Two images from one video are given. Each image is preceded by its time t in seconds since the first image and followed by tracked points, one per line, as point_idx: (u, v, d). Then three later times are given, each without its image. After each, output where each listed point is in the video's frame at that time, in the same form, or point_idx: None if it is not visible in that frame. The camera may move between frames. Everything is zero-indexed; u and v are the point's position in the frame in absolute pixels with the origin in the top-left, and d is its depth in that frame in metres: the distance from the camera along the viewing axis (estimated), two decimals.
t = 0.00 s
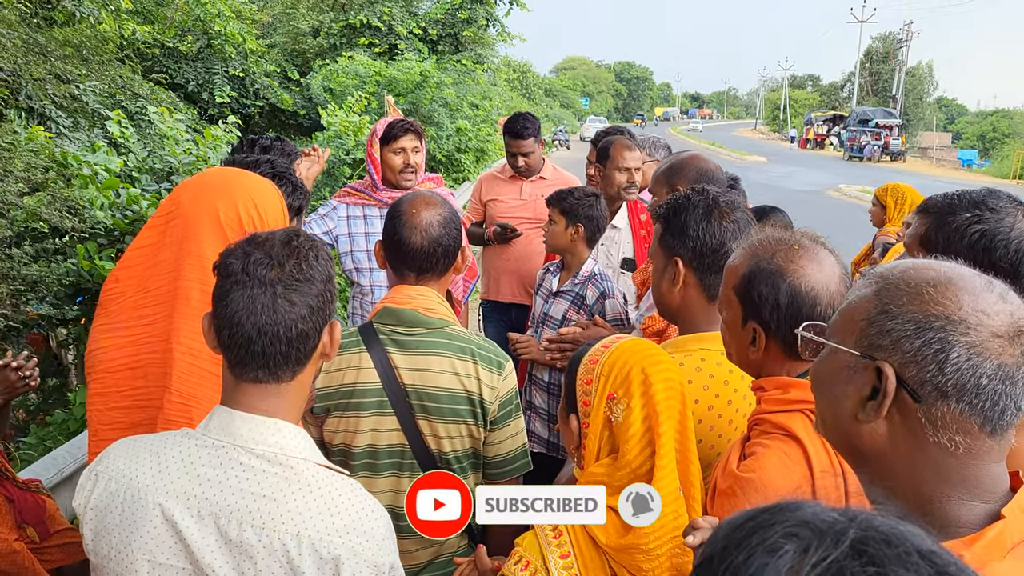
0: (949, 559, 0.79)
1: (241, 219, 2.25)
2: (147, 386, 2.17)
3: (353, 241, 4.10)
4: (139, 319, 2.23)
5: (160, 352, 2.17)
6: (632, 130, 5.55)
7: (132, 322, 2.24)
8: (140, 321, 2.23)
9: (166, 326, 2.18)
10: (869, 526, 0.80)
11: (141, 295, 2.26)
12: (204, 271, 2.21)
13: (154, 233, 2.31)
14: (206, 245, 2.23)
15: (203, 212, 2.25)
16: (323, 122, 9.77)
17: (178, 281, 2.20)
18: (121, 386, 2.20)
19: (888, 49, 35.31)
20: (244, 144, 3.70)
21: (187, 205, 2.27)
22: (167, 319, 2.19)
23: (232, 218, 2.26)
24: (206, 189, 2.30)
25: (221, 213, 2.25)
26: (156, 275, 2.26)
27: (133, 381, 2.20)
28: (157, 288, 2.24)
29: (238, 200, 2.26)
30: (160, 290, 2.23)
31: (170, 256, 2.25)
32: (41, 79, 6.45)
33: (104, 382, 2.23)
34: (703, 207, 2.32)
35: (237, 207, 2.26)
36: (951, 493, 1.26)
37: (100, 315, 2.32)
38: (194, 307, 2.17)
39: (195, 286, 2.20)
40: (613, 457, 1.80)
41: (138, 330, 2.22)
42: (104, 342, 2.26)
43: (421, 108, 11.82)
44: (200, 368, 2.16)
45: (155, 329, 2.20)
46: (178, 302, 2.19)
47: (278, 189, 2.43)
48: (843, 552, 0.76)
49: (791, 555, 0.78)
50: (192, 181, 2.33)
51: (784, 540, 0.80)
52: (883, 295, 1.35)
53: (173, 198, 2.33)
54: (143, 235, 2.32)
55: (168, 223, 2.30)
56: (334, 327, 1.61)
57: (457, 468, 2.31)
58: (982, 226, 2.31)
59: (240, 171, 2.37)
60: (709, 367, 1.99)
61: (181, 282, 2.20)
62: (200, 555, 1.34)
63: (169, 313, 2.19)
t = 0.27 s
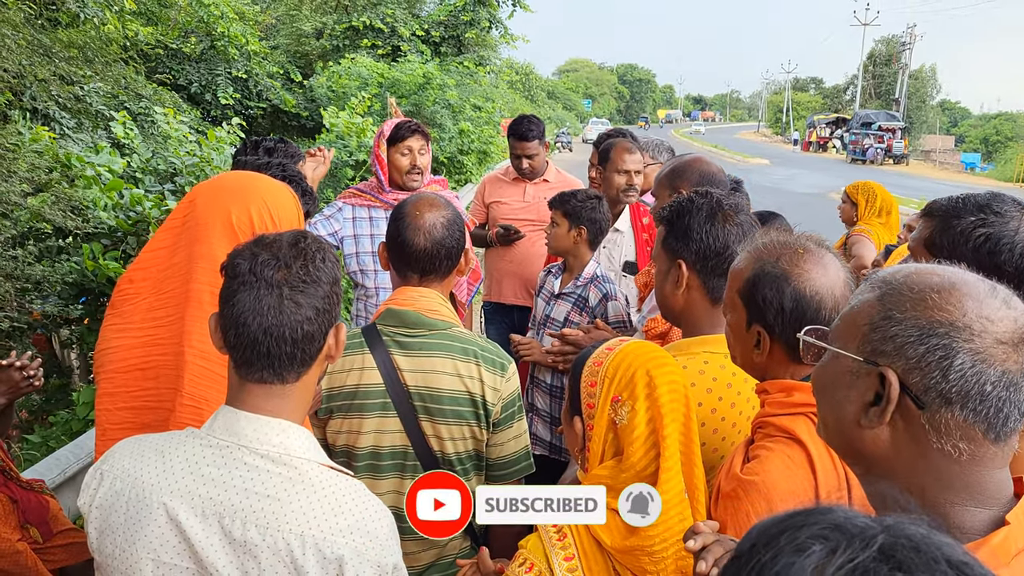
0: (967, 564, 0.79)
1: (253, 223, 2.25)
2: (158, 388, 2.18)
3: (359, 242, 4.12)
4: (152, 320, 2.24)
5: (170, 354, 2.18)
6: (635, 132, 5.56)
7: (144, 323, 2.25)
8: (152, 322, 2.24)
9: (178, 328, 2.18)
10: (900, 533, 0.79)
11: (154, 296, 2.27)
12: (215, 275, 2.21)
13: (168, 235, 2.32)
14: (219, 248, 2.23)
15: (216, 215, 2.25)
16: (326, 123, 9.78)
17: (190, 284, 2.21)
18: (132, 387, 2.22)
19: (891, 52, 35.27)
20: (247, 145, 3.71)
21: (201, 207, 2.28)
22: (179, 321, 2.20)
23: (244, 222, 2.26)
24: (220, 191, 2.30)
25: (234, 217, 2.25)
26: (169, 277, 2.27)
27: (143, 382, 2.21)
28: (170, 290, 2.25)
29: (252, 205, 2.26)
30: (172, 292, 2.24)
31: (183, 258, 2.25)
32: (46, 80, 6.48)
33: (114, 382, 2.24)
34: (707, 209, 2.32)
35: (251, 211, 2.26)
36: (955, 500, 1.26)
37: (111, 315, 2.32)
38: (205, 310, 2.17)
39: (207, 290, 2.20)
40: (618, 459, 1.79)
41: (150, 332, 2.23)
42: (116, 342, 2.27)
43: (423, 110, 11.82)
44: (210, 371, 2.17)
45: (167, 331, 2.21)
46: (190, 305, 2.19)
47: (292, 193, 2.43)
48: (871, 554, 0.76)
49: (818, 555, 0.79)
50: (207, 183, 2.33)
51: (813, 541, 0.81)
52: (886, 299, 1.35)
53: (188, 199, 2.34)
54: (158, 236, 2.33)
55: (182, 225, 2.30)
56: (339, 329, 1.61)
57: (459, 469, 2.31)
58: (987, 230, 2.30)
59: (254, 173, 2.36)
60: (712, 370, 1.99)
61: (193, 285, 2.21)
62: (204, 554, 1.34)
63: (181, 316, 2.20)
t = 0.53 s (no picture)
0: (976, 573, 0.78)
1: (261, 227, 2.25)
2: (162, 389, 2.18)
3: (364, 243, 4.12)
4: (157, 321, 2.24)
5: (175, 356, 2.18)
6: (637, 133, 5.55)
7: (150, 323, 2.25)
8: (157, 323, 2.24)
9: (183, 330, 2.18)
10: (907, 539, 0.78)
11: (161, 297, 2.27)
12: (222, 277, 2.21)
13: (177, 236, 2.32)
14: (227, 251, 2.22)
15: (224, 217, 2.25)
16: (328, 124, 9.78)
17: (197, 286, 2.20)
18: (136, 388, 2.21)
19: (895, 53, 35.21)
20: (248, 145, 3.69)
21: (209, 209, 2.27)
22: (184, 323, 2.19)
23: (252, 225, 2.25)
24: (229, 194, 2.30)
25: (241, 219, 2.25)
26: (176, 279, 2.26)
27: (147, 383, 2.20)
28: (177, 292, 2.24)
29: (261, 208, 2.26)
30: (178, 294, 2.24)
31: (190, 259, 2.25)
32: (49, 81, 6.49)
33: (118, 382, 2.24)
34: (711, 211, 2.31)
35: (259, 214, 2.26)
36: (964, 507, 1.24)
37: (117, 314, 2.32)
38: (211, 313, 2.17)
39: (213, 292, 2.20)
40: (621, 463, 1.79)
41: (155, 333, 2.23)
42: (120, 343, 2.26)
43: (425, 111, 11.81)
44: (215, 374, 2.16)
45: (172, 333, 2.20)
46: (196, 307, 2.19)
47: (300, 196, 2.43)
48: (864, 554, 0.75)
49: (808, 550, 0.78)
50: (216, 186, 2.33)
51: (807, 535, 0.80)
52: (894, 305, 1.35)
53: (197, 201, 2.34)
54: (166, 237, 2.33)
55: (190, 227, 2.30)
56: (343, 332, 1.61)
57: (460, 471, 2.31)
58: (991, 233, 2.29)
59: (263, 177, 2.37)
60: (715, 373, 1.98)
61: (199, 287, 2.20)
62: (204, 555, 1.34)
63: (187, 318, 2.19)
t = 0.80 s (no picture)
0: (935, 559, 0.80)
1: (260, 227, 2.25)
2: (162, 390, 2.18)
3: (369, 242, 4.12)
4: (157, 322, 2.24)
5: (175, 357, 2.17)
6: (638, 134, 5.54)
7: (149, 325, 2.25)
8: (156, 325, 2.24)
9: (183, 331, 2.18)
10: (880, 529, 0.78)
11: (160, 299, 2.27)
12: (220, 277, 2.21)
13: (175, 237, 2.31)
14: (226, 251, 2.22)
15: (222, 218, 2.25)
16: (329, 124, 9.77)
17: (196, 287, 2.20)
18: (136, 390, 2.21)
19: (896, 54, 35.19)
20: (246, 147, 3.72)
21: (207, 210, 2.28)
22: (183, 324, 2.19)
23: (251, 225, 2.26)
24: (227, 194, 2.30)
25: (240, 219, 2.25)
26: (175, 280, 2.26)
27: (147, 384, 2.20)
28: (176, 293, 2.24)
29: (259, 208, 2.26)
30: (177, 295, 2.24)
31: (189, 260, 2.25)
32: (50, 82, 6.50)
33: (118, 384, 2.24)
34: (712, 211, 2.31)
35: (258, 215, 2.26)
36: (969, 507, 1.24)
37: (117, 316, 2.32)
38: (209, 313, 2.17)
39: (212, 293, 2.19)
40: (623, 464, 1.78)
41: (154, 334, 2.23)
42: (120, 344, 2.26)
43: (426, 112, 11.79)
44: (215, 376, 2.16)
45: (171, 334, 2.20)
46: (195, 308, 2.18)
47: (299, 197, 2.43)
48: (808, 543, 0.73)
49: (756, 545, 0.75)
50: (214, 186, 2.33)
51: (750, 528, 0.76)
52: (896, 304, 1.34)
53: (195, 202, 2.34)
54: (164, 238, 2.33)
55: (189, 227, 2.30)
56: (343, 332, 1.61)
57: (460, 471, 2.30)
58: (993, 232, 2.29)
59: (261, 177, 2.37)
60: (716, 373, 1.98)
61: (198, 288, 2.20)
62: (202, 556, 1.34)
63: (186, 319, 2.19)
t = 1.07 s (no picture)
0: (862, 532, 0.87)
1: (252, 224, 2.26)
2: (157, 390, 2.18)
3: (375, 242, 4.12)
4: (151, 322, 2.23)
5: (169, 356, 2.17)
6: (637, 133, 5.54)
7: (143, 324, 2.24)
8: (150, 324, 2.23)
9: (177, 331, 2.18)
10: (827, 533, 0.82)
11: (154, 299, 2.26)
12: (214, 276, 2.21)
13: (168, 237, 2.32)
14: (218, 250, 2.22)
15: (214, 216, 2.25)
16: (329, 124, 9.78)
17: (189, 286, 2.20)
18: (131, 389, 2.21)
19: (897, 53, 35.15)
20: (245, 146, 3.73)
21: (198, 208, 2.28)
22: (177, 323, 2.19)
23: (243, 223, 2.26)
24: (218, 192, 2.30)
25: (232, 218, 2.25)
26: (169, 279, 2.26)
27: (142, 384, 2.20)
28: (169, 292, 2.24)
29: (251, 206, 2.27)
30: (170, 294, 2.24)
31: (181, 259, 2.25)
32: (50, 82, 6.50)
33: (112, 384, 2.23)
34: (712, 210, 2.31)
35: (249, 213, 2.26)
36: (963, 503, 1.24)
37: (110, 317, 2.31)
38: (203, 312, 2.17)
39: (206, 292, 2.20)
40: (622, 462, 1.78)
41: (148, 333, 2.22)
42: (114, 344, 2.26)
43: (426, 112, 11.79)
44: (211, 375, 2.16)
45: (166, 333, 2.20)
46: (189, 307, 2.19)
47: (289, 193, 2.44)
48: (738, 540, 0.78)
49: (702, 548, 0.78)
50: (204, 185, 2.33)
51: (692, 537, 0.79)
52: (887, 302, 1.34)
53: (185, 200, 2.34)
54: (156, 238, 2.33)
55: (181, 227, 2.30)
56: (337, 331, 1.61)
57: (458, 470, 2.30)
58: (992, 231, 2.28)
59: (252, 174, 2.38)
60: (715, 371, 1.98)
61: (191, 286, 2.20)
62: (198, 556, 1.34)
63: (180, 318, 2.19)
